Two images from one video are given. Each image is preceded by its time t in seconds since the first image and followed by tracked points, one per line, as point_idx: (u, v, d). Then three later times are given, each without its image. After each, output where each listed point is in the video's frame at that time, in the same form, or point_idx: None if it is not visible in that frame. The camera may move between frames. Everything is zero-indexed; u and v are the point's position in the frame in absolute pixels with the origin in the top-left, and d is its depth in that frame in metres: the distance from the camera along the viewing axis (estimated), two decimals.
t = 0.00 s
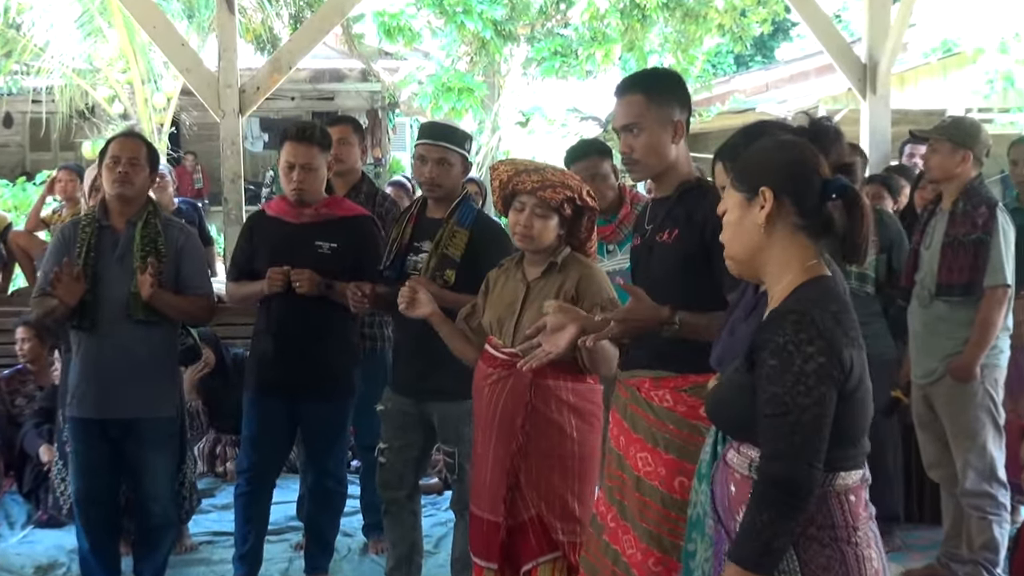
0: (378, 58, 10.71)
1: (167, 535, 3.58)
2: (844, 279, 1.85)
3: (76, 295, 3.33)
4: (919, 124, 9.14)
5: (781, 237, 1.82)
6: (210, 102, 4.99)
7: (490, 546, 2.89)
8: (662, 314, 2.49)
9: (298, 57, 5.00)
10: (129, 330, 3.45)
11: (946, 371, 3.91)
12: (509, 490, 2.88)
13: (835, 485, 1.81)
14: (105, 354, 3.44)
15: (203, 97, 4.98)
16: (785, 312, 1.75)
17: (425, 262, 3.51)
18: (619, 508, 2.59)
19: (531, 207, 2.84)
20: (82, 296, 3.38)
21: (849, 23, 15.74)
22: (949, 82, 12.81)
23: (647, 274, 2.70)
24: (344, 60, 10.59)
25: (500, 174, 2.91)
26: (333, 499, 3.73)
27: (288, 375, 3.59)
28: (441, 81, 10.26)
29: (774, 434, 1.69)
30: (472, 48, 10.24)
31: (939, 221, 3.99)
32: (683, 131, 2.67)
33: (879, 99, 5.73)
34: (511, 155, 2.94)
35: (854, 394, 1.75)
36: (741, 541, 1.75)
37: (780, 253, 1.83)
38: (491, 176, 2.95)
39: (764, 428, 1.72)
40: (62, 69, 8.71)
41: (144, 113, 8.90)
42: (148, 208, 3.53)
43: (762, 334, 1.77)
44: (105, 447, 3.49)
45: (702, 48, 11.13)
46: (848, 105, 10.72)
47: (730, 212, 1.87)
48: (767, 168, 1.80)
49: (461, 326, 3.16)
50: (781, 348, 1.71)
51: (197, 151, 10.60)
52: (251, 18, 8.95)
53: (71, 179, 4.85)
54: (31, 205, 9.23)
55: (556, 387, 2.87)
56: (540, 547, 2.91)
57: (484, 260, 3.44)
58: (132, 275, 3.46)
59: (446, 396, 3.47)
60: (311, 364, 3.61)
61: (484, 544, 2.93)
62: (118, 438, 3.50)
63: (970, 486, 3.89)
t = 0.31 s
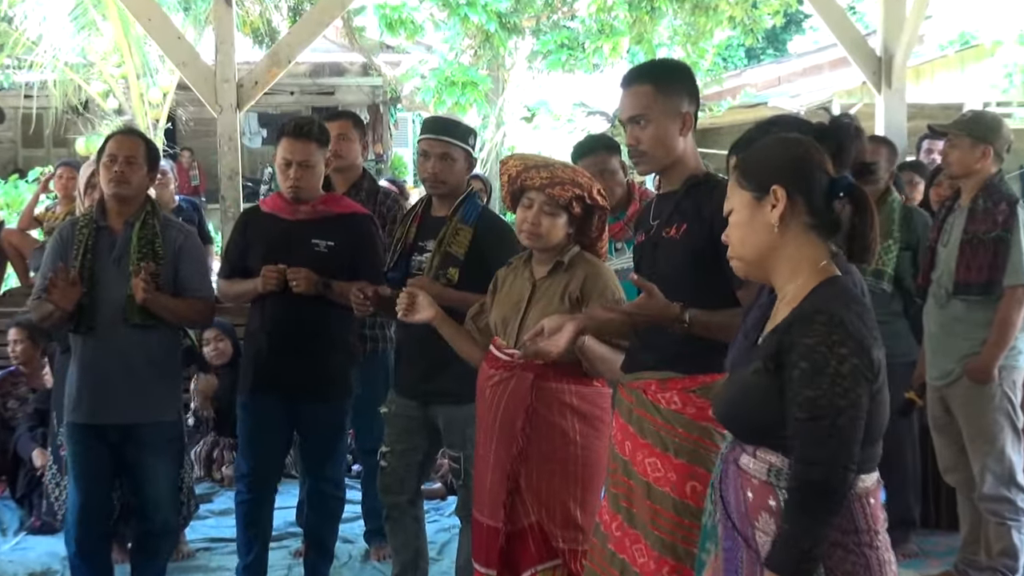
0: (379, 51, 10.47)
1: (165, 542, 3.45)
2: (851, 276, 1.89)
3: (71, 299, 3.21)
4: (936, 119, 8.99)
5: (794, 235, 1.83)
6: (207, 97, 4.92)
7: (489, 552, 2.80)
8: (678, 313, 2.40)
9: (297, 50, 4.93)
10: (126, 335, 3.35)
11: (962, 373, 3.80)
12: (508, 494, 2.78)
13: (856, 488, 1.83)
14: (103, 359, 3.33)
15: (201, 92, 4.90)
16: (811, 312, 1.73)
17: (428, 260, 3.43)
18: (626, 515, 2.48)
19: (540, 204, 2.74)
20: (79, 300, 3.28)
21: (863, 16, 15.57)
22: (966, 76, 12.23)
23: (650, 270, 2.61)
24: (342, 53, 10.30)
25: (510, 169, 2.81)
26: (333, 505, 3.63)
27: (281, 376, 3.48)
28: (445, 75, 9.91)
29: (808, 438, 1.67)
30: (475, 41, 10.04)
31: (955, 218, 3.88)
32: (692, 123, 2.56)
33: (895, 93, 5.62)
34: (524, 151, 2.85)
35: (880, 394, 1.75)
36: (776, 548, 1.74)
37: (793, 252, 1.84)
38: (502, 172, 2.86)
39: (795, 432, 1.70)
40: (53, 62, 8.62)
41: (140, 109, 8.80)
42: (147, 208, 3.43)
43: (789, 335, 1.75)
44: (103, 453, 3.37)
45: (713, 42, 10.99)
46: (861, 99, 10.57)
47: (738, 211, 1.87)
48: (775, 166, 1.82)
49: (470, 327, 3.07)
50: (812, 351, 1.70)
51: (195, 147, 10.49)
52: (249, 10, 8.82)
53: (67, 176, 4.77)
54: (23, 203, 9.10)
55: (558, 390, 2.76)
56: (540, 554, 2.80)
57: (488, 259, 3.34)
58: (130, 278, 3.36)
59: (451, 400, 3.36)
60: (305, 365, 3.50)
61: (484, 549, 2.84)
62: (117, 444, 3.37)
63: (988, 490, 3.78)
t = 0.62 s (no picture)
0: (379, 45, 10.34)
1: (155, 548, 3.35)
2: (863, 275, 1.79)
3: (59, 297, 3.10)
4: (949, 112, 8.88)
5: (807, 234, 1.73)
6: (202, 92, 4.87)
7: (495, 559, 2.70)
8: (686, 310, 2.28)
9: (293, 43, 4.89)
10: (116, 333, 3.25)
11: (977, 373, 3.70)
12: (515, 499, 2.67)
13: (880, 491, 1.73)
14: (92, 358, 3.23)
15: (195, 86, 4.86)
16: (836, 313, 1.63)
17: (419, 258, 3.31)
18: (631, 520, 2.38)
19: (552, 199, 2.65)
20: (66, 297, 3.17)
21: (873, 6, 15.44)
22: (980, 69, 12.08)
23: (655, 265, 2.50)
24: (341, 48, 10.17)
25: (521, 162, 2.71)
26: (325, 509, 3.54)
27: (267, 377, 3.39)
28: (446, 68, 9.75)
29: (838, 443, 1.57)
30: (478, 33, 9.71)
31: (971, 213, 3.76)
32: (701, 117, 2.47)
33: (908, 85, 5.52)
34: (537, 143, 2.74)
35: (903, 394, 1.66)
36: (808, 556, 1.63)
37: (805, 251, 1.74)
38: (513, 164, 2.76)
39: (824, 437, 1.60)
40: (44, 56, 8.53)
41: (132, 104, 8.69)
42: (135, 205, 3.34)
43: (812, 335, 1.64)
44: (91, 457, 3.27)
45: (721, 35, 10.86)
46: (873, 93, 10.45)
47: (746, 209, 1.77)
48: (787, 162, 1.72)
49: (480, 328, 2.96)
50: (842, 352, 1.59)
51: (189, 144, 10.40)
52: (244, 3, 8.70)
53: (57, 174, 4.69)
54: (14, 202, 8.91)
55: (564, 391, 2.66)
56: (550, 561, 2.69)
57: (484, 256, 3.24)
58: (118, 275, 3.26)
59: (445, 403, 3.24)
60: (293, 365, 3.40)
61: (491, 555, 2.73)
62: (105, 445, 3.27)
63: (1005, 494, 3.68)
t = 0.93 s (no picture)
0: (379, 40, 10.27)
1: (152, 548, 3.31)
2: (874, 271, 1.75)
3: (52, 290, 3.06)
4: (958, 107, 8.81)
5: (815, 228, 1.69)
6: (200, 89, 4.84)
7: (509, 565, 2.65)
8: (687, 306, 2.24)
9: (292, 39, 4.88)
10: (110, 329, 3.20)
11: (985, 372, 3.65)
12: (528, 503, 2.62)
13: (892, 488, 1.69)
14: (87, 354, 3.18)
15: (194, 83, 4.84)
16: (845, 306, 1.59)
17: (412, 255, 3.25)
18: (636, 520, 2.34)
19: (564, 197, 2.60)
20: (59, 292, 3.12)
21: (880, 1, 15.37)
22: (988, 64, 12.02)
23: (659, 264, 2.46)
24: (343, 43, 10.14)
25: (532, 157, 2.66)
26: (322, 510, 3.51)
27: (258, 380, 3.34)
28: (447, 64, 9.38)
29: (847, 438, 1.53)
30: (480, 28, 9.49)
31: (979, 211, 3.72)
32: (708, 113, 2.42)
33: (915, 81, 5.48)
34: (549, 138, 2.69)
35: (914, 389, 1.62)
36: (817, 556, 1.59)
37: (813, 244, 1.70)
38: (524, 158, 2.70)
39: (832, 431, 1.56)
40: (41, 54, 8.49)
41: (131, 103, 8.82)
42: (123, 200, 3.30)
43: (821, 330, 1.60)
44: (84, 457, 3.22)
45: (727, 29, 10.80)
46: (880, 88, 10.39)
47: (753, 203, 1.72)
48: (795, 155, 1.67)
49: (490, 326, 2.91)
50: (851, 345, 1.55)
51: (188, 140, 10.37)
52: None
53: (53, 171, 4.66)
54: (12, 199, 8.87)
55: (576, 390, 2.59)
56: (566, 566, 2.62)
57: (479, 254, 3.20)
58: (111, 270, 3.21)
59: (439, 400, 3.18)
60: (285, 366, 3.36)
61: (507, 559, 2.69)
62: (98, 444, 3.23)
63: (1013, 494, 3.63)
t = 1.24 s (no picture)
0: (379, 37, 10.22)
1: (149, 551, 3.27)
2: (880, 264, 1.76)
3: (50, 292, 3.02)
4: (965, 105, 8.76)
5: (823, 224, 1.65)
6: (200, 86, 4.85)
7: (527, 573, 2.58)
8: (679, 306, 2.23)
9: (292, 37, 4.88)
10: (106, 330, 3.16)
11: (995, 371, 3.61)
12: (545, 508, 2.55)
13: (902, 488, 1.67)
14: (82, 355, 3.14)
15: (193, 81, 4.83)
16: (851, 303, 1.56)
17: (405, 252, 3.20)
18: (638, 520, 2.31)
19: (579, 195, 2.53)
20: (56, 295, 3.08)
21: None
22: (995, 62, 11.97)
23: (665, 270, 2.41)
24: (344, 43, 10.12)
25: (545, 158, 2.59)
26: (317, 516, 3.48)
27: (248, 384, 3.30)
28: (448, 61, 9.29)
29: (853, 435, 1.50)
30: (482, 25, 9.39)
31: (988, 207, 3.67)
32: (712, 111, 2.39)
33: (921, 78, 5.44)
34: (561, 136, 2.61)
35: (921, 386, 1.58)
36: (823, 555, 1.55)
37: (821, 242, 1.66)
38: (537, 158, 2.63)
39: (838, 428, 1.52)
40: (39, 51, 8.46)
41: (129, 101, 8.85)
42: (110, 200, 3.26)
43: (826, 326, 1.57)
44: (76, 460, 3.18)
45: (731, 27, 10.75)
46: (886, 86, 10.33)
47: (761, 200, 1.68)
48: (803, 150, 1.63)
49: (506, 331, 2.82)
50: (857, 340, 1.52)
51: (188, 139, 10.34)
52: None
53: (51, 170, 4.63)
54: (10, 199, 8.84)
55: (594, 392, 2.52)
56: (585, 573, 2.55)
57: (473, 253, 3.19)
58: (104, 271, 3.17)
59: (430, 399, 3.14)
60: (276, 369, 3.32)
61: (525, 567, 2.61)
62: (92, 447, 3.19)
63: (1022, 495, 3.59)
